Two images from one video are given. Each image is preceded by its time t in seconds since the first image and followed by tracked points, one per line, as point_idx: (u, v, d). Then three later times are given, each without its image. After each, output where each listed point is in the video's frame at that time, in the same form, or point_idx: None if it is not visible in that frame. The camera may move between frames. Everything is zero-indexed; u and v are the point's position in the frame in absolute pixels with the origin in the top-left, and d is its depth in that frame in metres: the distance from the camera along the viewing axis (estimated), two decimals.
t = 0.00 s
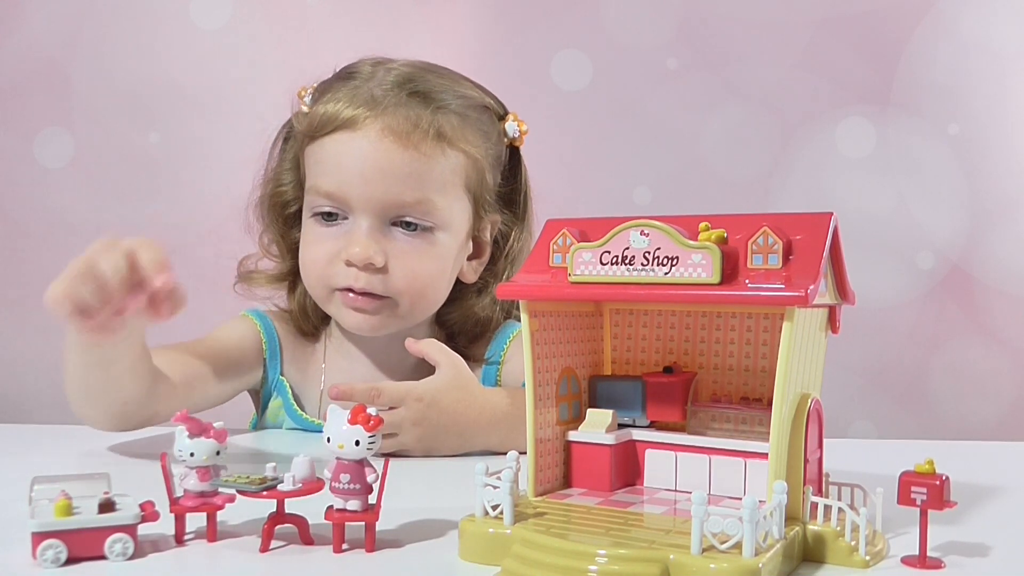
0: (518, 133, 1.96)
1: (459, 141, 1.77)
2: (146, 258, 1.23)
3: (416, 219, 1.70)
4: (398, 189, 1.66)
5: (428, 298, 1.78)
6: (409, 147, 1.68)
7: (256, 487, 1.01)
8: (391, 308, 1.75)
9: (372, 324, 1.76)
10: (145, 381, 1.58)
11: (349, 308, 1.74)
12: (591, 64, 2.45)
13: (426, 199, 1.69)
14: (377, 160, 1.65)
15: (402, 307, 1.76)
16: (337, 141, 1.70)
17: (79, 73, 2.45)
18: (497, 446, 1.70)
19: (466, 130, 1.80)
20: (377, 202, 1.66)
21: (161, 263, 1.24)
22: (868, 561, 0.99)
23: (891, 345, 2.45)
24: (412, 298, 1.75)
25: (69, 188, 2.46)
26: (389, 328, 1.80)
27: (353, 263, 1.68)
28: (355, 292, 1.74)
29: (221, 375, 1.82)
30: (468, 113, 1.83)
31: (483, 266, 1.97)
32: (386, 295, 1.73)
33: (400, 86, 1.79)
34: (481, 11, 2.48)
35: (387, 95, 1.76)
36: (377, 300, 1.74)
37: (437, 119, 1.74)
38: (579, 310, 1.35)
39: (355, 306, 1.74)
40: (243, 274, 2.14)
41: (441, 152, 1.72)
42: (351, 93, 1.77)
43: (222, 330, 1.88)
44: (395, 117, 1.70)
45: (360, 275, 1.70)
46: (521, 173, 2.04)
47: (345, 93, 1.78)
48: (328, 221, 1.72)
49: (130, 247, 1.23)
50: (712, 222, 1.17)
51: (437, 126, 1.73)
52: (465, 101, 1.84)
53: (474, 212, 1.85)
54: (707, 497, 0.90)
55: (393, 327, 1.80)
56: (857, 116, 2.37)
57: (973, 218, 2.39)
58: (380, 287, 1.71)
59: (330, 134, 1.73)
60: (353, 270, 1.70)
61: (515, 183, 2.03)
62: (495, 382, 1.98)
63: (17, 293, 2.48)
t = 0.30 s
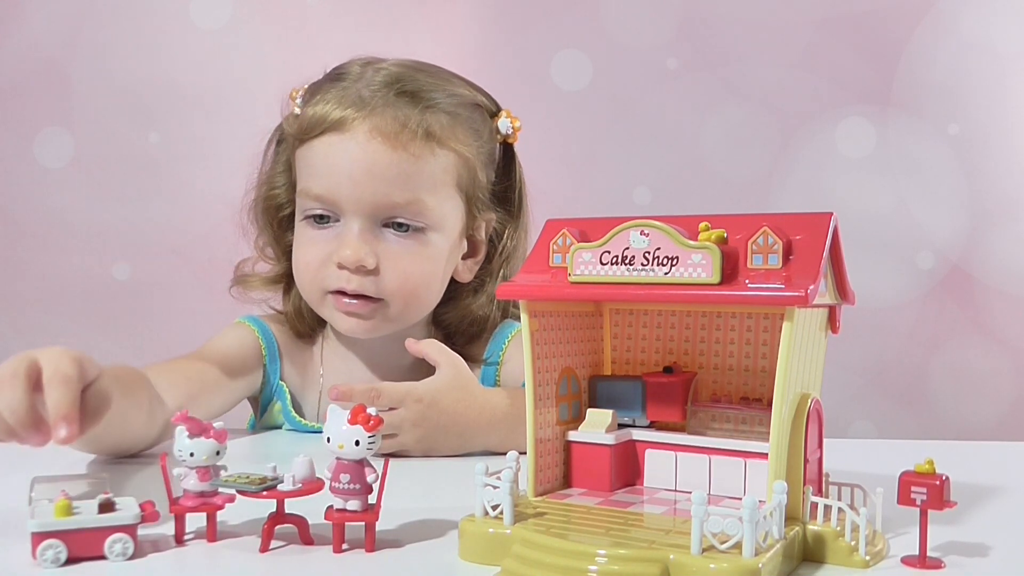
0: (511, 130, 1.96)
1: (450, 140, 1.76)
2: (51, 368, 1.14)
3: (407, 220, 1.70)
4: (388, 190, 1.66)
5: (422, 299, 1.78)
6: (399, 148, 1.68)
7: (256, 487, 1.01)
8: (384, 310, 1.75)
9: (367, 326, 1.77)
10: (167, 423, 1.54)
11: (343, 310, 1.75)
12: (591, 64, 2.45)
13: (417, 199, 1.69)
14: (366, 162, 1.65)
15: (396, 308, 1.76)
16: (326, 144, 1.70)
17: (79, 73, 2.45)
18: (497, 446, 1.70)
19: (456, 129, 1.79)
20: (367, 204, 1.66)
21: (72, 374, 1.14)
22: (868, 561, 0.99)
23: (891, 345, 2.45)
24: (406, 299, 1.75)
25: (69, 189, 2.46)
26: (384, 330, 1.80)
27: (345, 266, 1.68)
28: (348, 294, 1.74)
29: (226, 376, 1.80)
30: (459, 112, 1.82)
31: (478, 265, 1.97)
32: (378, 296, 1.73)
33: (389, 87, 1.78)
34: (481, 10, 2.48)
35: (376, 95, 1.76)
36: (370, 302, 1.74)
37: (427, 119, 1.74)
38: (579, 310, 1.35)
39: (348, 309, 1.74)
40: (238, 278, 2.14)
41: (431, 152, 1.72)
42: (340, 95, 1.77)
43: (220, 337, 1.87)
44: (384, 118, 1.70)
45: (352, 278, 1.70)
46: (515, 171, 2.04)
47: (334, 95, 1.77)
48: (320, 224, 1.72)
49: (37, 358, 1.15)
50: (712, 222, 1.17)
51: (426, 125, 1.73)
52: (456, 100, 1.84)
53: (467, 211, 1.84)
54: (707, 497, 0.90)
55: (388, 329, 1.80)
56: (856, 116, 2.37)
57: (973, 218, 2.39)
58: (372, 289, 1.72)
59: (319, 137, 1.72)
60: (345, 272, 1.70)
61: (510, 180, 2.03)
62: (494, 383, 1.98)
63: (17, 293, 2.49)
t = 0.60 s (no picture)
0: (507, 125, 1.96)
1: (443, 141, 1.76)
2: (100, 392, 1.21)
3: (401, 223, 1.70)
4: (381, 193, 1.65)
5: (418, 301, 1.79)
6: (391, 150, 1.67)
7: (256, 487, 1.01)
8: (380, 312, 1.76)
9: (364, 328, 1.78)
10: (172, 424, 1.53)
11: (339, 313, 1.75)
12: (591, 64, 2.45)
13: (410, 202, 1.69)
14: (358, 165, 1.65)
15: (392, 311, 1.76)
16: (318, 147, 1.70)
17: (80, 73, 2.45)
18: (496, 446, 1.70)
19: (449, 129, 1.79)
20: (360, 208, 1.65)
21: (118, 398, 1.21)
22: (868, 561, 0.99)
23: (891, 346, 2.45)
24: (401, 301, 1.76)
25: (69, 189, 2.46)
26: (381, 331, 1.81)
27: (339, 270, 1.68)
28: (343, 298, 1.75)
29: (231, 376, 1.79)
30: (452, 111, 1.82)
31: (475, 264, 1.97)
32: (373, 300, 1.74)
33: (381, 87, 1.77)
34: (481, 10, 2.48)
35: (368, 97, 1.75)
36: (366, 304, 1.75)
37: (419, 120, 1.73)
38: (579, 310, 1.35)
39: (344, 312, 1.75)
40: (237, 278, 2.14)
41: (424, 153, 1.71)
42: (332, 96, 1.76)
43: (222, 335, 1.87)
44: (376, 120, 1.69)
45: (347, 282, 1.71)
46: (511, 168, 2.03)
47: (326, 96, 1.77)
48: (314, 226, 1.72)
49: (88, 379, 1.23)
50: (712, 222, 1.17)
51: (418, 127, 1.73)
52: (449, 99, 1.83)
53: (462, 211, 1.84)
54: (707, 497, 0.90)
55: (384, 331, 1.81)
56: (856, 116, 2.37)
57: (973, 218, 2.39)
58: (367, 292, 1.72)
59: (311, 139, 1.72)
60: (339, 276, 1.70)
61: (507, 177, 2.03)
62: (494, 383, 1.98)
63: (17, 293, 2.49)
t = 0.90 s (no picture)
0: (507, 127, 1.96)
1: (462, 148, 1.77)
2: (92, 396, 1.21)
3: (423, 228, 1.71)
4: (407, 202, 1.65)
5: (434, 305, 1.81)
6: (417, 158, 1.66)
7: (256, 487, 1.01)
8: (396, 317, 1.77)
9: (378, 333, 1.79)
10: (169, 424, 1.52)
11: (356, 319, 1.76)
12: (591, 64, 2.45)
13: (433, 209, 1.70)
14: (384, 173, 1.63)
15: (408, 316, 1.78)
16: (340, 154, 1.67)
17: (80, 73, 2.45)
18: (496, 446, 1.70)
19: (467, 135, 1.80)
20: (385, 216, 1.65)
21: (110, 403, 1.21)
22: (868, 561, 0.99)
23: (891, 345, 2.45)
24: (418, 306, 1.77)
25: (69, 189, 2.46)
26: (395, 335, 1.82)
27: (362, 278, 1.68)
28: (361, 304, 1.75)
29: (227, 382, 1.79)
30: (467, 117, 1.83)
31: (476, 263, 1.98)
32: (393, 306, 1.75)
33: (399, 91, 1.75)
34: (481, 10, 2.48)
35: (388, 101, 1.72)
36: (384, 310, 1.76)
37: (440, 127, 1.73)
38: (579, 311, 1.35)
39: (361, 318, 1.76)
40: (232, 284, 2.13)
41: (446, 161, 1.72)
42: (350, 100, 1.73)
43: (224, 337, 1.89)
44: (401, 127, 1.67)
45: (369, 290, 1.71)
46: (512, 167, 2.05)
47: (343, 100, 1.74)
48: (332, 232, 1.71)
49: (83, 383, 1.23)
50: (712, 222, 1.17)
51: (441, 134, 1.72)
52: (463, 103, 1.83)
53: (474, 215, 1.87)
54: (707, 497, 0.90)
55: (398, 335, 1.82)
56: (856, 116, 2.37)
57: (973, 218, 2.39)
58: (387, 299, 1.73)
59: (332, 145, 1.69)
60: (361, 284, 1.70)
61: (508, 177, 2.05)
62: (493, 382, 1.98)
63: (17, 293, 2.49)
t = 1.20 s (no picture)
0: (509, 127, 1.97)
1: (471, 148, 1.77)
2: (95, 398, 1.21)
3: (432, 228, 1.71)
4: (417, 202, 1.66)
5: (440, 305, 1.81)
6: (427, 159, 1.67)
7: (256, 487, 1.01)
8: (403, 317, 1.77)
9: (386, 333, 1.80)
10: (168, 426, 1.52)
11: (363, 318, 1.76)
12: (591, 64, 2.45)
13: (443, 210, 1.70)
14: (396, 173, 1.63)
15: (415, 316, 1.78)
16: (351, 153, 1.66)
17: (80, 73, 2.45)
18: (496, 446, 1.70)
19: (475, 135, 1.80)
20: (395, 216, 1.65)
21: (114, 404, 1.21)
22: (868, 561, 0.99)
23: (891, 345, 2.45)
24: (426, 306, 1.78)
25: (70, 188, 2.46)
26: (400, 335, 1.83)
27: (370, 278, 1.68)
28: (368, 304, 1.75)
29: (226, 385, 1.79)
30: (474, 117, 1.83)
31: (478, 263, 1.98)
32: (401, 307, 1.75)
33: (408, 91, 1.75)
34: (481, 10, 2.48)
35: (398, 101, 1.72)
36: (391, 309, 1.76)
37: (450, 127, 1.73)
38: (580, 310, 1.35)
39: (369, 318, 1.76)
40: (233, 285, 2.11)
41: (455, 161, 1.72)
42: (359, 99, 1.73)
43: (223, 338, 1.89)
44: (411, 127, 1.67)
45: (377, 290, 1.71)
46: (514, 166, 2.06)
47: (352, 99, 1.73)
48: (340, 231, 1.71)
49: (86, 385, 1.23)
50: (712, 222, 1.17)
51: (451, 134, 1.72)
52: (470, 103, 1.83)
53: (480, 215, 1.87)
54: (707, 497, 0.90)
55: (403, 334, 1.82)
56: (856, 116, 2.37)
57: (973, 218, 2.39)
58: (395, 298, 1.73)
59: (341, 145, 1.68)
60: (370, 284, 1.71)
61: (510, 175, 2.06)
62: (493, 382, 1.98)
63: (16, 293, 2.48)
